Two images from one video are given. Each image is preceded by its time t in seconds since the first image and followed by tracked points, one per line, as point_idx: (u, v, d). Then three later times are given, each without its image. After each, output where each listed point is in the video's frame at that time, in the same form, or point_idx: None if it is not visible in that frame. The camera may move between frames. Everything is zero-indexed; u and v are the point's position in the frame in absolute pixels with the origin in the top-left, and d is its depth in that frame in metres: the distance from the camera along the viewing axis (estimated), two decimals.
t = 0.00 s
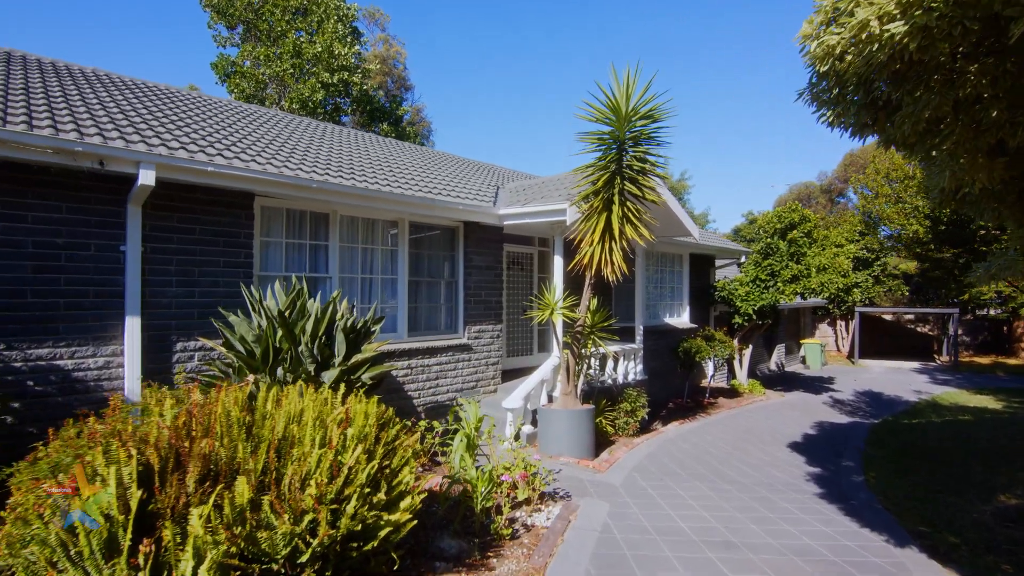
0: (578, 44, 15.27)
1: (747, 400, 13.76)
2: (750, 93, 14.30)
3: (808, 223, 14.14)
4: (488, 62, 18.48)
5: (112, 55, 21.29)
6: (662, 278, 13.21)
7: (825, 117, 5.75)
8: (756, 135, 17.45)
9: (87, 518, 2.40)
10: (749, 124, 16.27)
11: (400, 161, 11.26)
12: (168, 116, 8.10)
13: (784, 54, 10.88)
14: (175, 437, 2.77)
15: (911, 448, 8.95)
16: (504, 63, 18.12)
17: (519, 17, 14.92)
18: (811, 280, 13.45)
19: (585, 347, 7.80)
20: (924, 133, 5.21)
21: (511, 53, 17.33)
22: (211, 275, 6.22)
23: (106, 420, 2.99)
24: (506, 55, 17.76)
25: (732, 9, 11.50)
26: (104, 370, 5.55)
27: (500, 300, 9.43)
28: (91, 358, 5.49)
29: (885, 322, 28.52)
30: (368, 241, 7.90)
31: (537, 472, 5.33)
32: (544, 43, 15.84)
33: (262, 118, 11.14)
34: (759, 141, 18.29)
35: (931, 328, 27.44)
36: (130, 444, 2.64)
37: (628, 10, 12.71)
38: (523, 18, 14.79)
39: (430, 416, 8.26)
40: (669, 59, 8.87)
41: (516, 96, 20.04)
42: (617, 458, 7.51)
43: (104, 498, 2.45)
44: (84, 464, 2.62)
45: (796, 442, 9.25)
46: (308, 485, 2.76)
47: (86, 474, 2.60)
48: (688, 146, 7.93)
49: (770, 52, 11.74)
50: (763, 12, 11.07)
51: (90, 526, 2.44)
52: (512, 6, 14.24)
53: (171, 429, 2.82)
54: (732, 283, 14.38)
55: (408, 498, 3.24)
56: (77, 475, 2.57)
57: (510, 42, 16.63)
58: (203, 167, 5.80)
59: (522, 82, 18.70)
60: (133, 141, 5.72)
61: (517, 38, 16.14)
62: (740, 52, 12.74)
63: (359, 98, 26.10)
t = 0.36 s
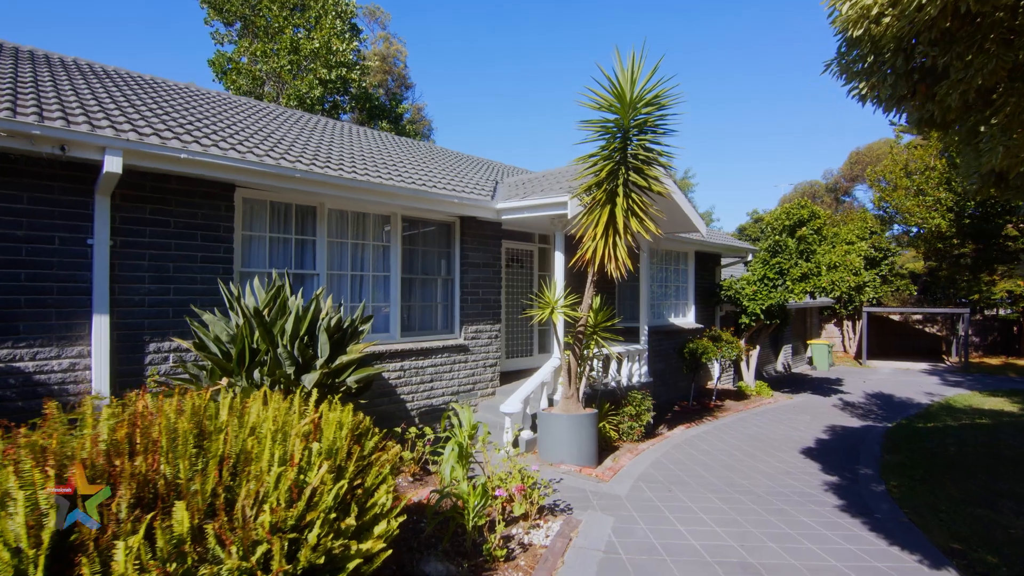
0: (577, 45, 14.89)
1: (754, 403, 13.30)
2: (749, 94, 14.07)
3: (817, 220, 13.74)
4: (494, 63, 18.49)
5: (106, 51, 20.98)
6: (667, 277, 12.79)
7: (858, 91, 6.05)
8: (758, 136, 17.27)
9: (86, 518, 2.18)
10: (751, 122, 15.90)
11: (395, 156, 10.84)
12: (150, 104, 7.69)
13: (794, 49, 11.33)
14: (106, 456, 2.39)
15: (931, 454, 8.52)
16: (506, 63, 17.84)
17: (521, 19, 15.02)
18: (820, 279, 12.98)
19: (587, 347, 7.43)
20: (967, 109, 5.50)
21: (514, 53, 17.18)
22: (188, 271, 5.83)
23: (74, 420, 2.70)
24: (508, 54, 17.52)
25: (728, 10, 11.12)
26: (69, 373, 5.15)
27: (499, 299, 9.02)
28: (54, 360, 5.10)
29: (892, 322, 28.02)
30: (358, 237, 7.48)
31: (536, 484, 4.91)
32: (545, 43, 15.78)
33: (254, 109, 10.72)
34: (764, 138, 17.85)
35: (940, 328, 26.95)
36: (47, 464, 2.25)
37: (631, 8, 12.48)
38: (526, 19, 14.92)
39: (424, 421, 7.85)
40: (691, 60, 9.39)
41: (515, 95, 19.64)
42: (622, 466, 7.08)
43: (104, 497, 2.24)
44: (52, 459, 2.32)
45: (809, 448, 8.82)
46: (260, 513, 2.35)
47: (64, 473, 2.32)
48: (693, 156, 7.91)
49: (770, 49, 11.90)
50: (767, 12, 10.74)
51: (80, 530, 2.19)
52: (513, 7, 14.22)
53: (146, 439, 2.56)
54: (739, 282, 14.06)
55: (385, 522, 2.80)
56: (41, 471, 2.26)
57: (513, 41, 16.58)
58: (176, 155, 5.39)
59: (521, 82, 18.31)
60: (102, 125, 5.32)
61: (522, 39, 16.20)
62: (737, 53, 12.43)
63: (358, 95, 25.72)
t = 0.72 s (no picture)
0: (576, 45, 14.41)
1: (765, 406, 12.84)
2: (749, 94, 13.70)
3: (830, 217, 13.17)
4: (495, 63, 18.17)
5: (103, 48, 20.71)
6: (674, 276, 12.40)
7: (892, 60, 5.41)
8: (759, 138, 17.02)
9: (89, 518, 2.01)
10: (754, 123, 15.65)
11: (392, 151, 10.46)
12: (132, 94, 7.34)
13: (795, 47, 11.42)
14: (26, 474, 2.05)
15: (953, 462, 8.10)
16: (506, 63, 17.47)
17: (520, 19, 14.74)
18: (834, 278, 12.33)
19: (591, 349, 7.05)
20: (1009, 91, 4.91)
21: (515, 52, 16.75)
22: (165, 268, 5.47)
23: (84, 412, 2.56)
24: (508, 53, 17.12)
25: (728, 9, 10.66)
26: (35, 377, 4.80)
27: (499, 299, 8.64)
28: (19, 363, 4.74)
29: (902, 324, 27.49)
30: (350, 233, 7.10)
31: (536, 499, 4.52)
32: (546, 43, 15.36)
33: (247, 102, 10.37)
34: (766, 138, 17.68)
35: (951, 329, 26.42)
36: None
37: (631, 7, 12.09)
38: (526, 19, 14.58)
39: (419, 427, 7.47)
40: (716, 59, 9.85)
41: (515, 96, 19.28)
42: (628, 475, 6.68)
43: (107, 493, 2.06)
44: (55, 451, 2.18)
45: (824, 455, 8.41)
46: (200, 548, 2.00)
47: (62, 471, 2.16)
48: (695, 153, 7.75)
49: (770, 49, 11.70)
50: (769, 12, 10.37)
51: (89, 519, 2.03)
52: (513, 7, 13.93)
53: (134, 444, 2.33)
54: (747, 282, 13.68)
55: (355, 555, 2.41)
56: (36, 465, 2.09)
57: (513, 40, 16.19)
58: (148, 142, 5.03)
59: (522, 82, 17.90)
60: (71, 111, 4.96)
61: (522, 39, 15.80)
62: (736, 53, 11.97)
63: (359, 94, 25.42)
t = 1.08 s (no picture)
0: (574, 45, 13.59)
1: (779, 410, 12.34)
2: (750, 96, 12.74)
3: (848, 213, 12.66)
4: (495, 62, 17.67)
5: (104, 45, 20.46)
6: (684, 275, 11.94)
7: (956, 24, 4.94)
8: (760, 139, 16.35)
9: (91, 520, 1.91)
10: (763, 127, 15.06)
11: (391, 145, 10.06)
12: (115, 82, 6.98)
13: (795, 47, 11.00)
14: None
15: (985, 471, 7.61)
16: (506, 63, 16.88)
17: (520, 19, 14.24)
18: (853, 277, 11.87)
19: (599, 351, 6.63)
20: None
21: (515, 50, 16.19)
22: (141, 264, 5.10)
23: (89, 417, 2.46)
24: (508, 52, 16.57)
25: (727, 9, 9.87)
26: None
27: (502, 298, 8.23)
28: None
29: (918, 324, 26.82)
30: (344, 227, 6.71)
31: (539, 515, 4.13)
32: (546, 43, 14.78)
33: (243, 93, 10.00)
34: (767, 144, 17.20)
35: (968, 331, 25.74)
36: None
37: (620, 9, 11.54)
38: (526, 19, 14.10)
39: (418, 433, 7.07)
40: (738, 51, 9.92)
41: (515, 96, 18.86)
42: (639, 486, 6.25)
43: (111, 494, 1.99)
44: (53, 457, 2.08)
45: (847, 463, 7.92)
46: None
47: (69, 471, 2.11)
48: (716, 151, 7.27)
49: (770, 49, 11.01)
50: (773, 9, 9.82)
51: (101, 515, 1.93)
52: (513, 6, 13.48)
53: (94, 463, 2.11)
54: (760, 281, 13.22)
55: None
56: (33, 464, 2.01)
57: (513, 38, 15.59)
58: (121, 126, 4.67)
59: (522, 82, 17.34)
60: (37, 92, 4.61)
61: (522, 39, 15.32)
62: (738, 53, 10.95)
63: (363, 92, 25.11)
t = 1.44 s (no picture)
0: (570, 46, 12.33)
1: (795, 414, 11.84)
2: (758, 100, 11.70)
3: (867, 209, 12.15)
4: (498, 61, 17.25)
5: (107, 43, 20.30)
6: (696, 273, 11.51)
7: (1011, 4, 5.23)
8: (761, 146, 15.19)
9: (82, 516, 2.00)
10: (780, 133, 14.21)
11: (391, 138, 9.70)
12: (98, 70, 6.66)
13: (795, 46, 10.46)
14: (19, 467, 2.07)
15: (1019, 481, 7.14)
16: (507, 64, 16.63)
17: (520, 18, 13.80)
18: (871, 275, 11.44)
19: (607, 353, 6.24)
20: None
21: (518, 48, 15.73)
22: (117, 259, 4.78)
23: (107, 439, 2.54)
24: (510, 51, 16.13)
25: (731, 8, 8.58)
26: None
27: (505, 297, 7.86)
28: None
29: (936, 325, 26.15)
30: (337, 221, 6.37)
31: (539, 533, 3.75)
32: (545, 44, 14.31)
33: (238, 85, 9.68)
34: (770, 152, 16.39)
35: (988, 331, 25.04)
36: None
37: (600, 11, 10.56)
38: (526, 20, 13.73)
39: (415, 438, 6.71)
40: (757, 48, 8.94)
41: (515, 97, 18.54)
42: (649, 497, 5.84)
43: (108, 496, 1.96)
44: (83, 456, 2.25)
45: (871, 472, 7.47)
46: None
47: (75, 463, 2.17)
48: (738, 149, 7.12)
49: (772, 50, 10.19)
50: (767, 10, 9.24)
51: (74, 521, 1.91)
52: (512, 7, 13.16)
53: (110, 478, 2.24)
54: (775, 279, 12.76)
55: None
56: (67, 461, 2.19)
57: (515, 38, 15.11)
58: (89, 109, 4.36)
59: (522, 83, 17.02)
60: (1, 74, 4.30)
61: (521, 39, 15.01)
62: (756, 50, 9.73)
63: (368, 90, 24.84)
